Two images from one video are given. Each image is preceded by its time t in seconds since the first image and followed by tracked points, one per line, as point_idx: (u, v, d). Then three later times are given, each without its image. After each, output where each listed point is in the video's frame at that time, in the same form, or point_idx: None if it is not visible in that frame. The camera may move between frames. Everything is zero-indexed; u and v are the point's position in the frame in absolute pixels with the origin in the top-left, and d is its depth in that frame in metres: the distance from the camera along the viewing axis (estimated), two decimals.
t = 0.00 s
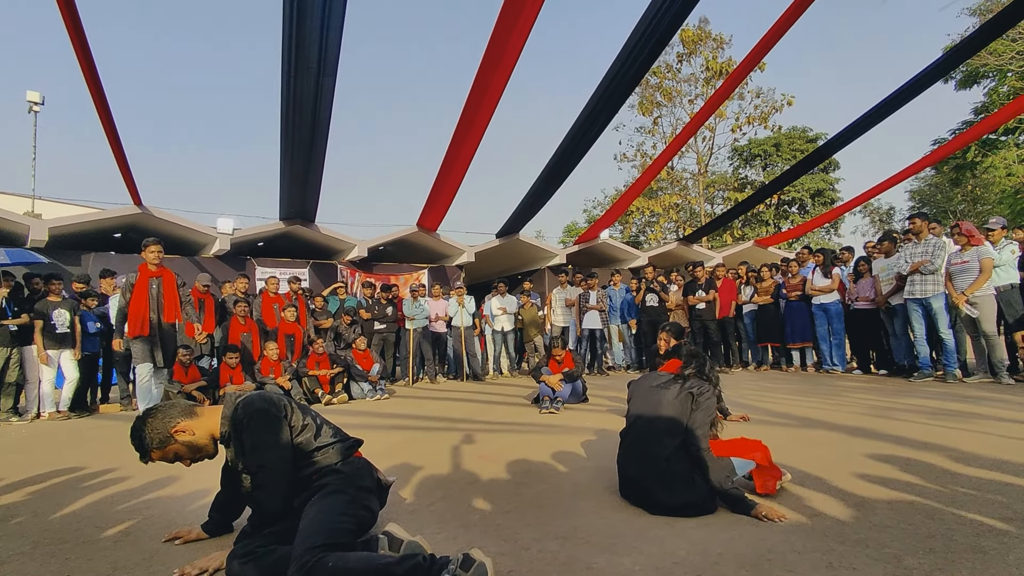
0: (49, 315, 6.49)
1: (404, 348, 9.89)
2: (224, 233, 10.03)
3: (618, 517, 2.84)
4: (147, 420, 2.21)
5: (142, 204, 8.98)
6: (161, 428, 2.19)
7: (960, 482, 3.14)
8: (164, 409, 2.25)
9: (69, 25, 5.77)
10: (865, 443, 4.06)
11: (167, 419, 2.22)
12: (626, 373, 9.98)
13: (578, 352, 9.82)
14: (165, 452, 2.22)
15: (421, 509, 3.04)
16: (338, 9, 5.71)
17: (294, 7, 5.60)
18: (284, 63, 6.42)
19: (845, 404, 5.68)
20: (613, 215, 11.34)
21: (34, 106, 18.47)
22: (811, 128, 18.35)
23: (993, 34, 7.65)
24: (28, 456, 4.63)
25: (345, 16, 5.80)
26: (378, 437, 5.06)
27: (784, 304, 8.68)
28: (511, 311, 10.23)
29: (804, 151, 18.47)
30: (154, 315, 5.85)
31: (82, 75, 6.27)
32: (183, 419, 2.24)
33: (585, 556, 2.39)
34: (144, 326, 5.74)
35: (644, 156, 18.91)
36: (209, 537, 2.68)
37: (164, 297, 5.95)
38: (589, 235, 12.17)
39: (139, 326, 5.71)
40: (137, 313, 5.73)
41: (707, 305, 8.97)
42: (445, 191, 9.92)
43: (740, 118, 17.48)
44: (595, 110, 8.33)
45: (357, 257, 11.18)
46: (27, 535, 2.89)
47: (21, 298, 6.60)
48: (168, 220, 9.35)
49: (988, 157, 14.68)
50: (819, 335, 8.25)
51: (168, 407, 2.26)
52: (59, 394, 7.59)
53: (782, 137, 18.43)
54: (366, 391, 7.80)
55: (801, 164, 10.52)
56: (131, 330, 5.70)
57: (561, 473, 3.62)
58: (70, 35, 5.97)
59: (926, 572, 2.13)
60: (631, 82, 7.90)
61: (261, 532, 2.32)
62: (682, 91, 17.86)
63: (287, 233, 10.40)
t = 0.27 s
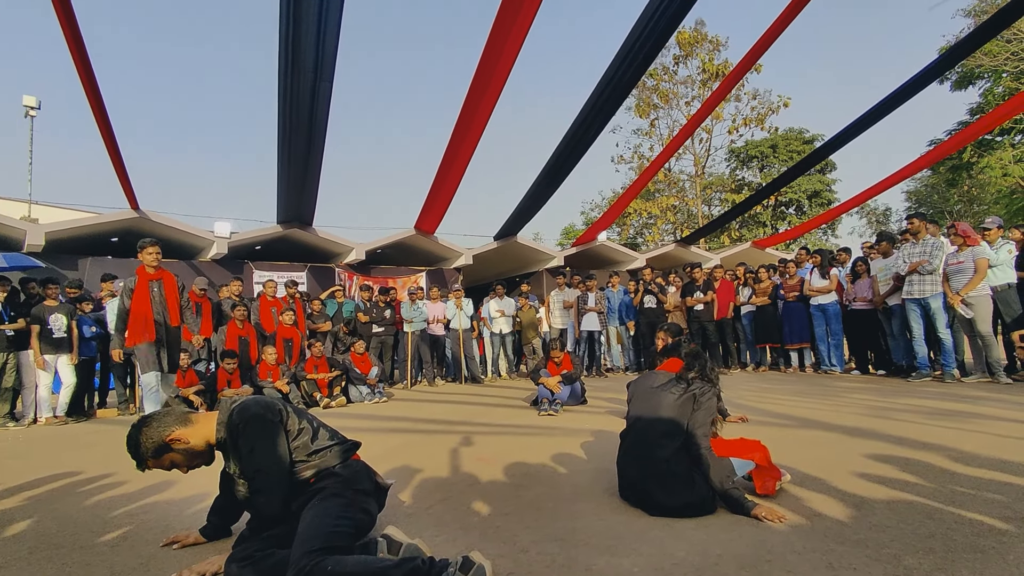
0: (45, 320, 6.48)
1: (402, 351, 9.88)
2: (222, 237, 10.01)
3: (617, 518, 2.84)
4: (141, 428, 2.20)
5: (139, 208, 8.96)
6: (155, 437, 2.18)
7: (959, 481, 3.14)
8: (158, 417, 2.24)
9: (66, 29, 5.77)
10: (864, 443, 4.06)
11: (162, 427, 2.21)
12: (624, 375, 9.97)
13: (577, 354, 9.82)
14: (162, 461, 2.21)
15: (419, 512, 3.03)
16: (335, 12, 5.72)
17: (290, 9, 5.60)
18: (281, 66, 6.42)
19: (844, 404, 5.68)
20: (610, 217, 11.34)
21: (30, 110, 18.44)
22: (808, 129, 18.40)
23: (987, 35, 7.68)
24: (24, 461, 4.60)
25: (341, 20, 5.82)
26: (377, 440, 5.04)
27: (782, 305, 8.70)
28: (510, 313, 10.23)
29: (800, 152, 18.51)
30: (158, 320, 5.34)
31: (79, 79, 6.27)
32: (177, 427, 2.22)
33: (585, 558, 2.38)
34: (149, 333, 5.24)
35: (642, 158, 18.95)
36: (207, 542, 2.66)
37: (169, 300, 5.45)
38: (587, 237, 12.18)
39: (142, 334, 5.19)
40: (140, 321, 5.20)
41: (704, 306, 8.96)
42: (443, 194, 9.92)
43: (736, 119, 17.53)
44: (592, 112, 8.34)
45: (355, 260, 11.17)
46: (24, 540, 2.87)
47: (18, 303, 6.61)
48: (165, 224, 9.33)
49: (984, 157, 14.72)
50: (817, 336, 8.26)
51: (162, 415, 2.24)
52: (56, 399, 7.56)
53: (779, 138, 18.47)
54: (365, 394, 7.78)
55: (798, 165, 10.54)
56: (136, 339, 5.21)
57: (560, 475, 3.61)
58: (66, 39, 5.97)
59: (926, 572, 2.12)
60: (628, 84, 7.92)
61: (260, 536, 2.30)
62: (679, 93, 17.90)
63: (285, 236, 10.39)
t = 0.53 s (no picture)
0: (41, 325, 6.44)
1: (399, 354, 9.86)
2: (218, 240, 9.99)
3: (616, 521, 2.83)
4: (134, 436, 2.18)
5: (135, 212, 8.93)
6: (148, 446, 2.17)
7: (957, 481, 3.14)
8: (152, 424, 2.22)
9: (61, 34, 5.76)
10: (862, 443, 4.06)
11: (155, 435, 2.19)
12: (622, 376, 9.96)
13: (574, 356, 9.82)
14: (155, 469, 2.21)
15: (417, 516, 3.02)
16: (330, 15, 5.72)
17: (285, 13, 5.60)
18: (276, 70, 6.42)
19: (842, 404, 5.68)
20: (607, 220, 11.34)
21: (25, 114, 18.39)
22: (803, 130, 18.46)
23: (981, 35, 7.71)
24: (19, 468, 4.58)
25: (336, 23, 5.82)
26: (374, 444, 5.02)
27: (779, 305, 8.68)
28: (507, 315, 10.22)
29: (796, 153, 18.56)
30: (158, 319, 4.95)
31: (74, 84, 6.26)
32: (171, 436, 2.21)
33: (583, 561, 2.38)
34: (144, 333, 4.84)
35: (638, 159, 18.98)
36: (203, 547, 2.65)
37: (168, 297, 5.03)
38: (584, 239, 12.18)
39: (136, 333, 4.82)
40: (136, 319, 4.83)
41: (702, 308, 8.92)
42: (440, 196, 9.92)
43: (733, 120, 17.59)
44: (588, 114, 8.35)
45: (352, 264, 11.16)
46: (18, 548, 2.85)
47: (12, 309, 6.59)
48: (161, 228, 9.31)
49: (979, 157, 14.77)
50: (814, 336, 8.27)
51: (156, 422, 2.23)
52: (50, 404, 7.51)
53: (775, 139, 18.52)
54: (362, 398, 7.75)
55: (794, 165, 10.54)
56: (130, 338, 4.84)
57: (558, 478, 3.60)
58: (61, 44, 5.96)
59: (924, 572, 2.12)
60: (624, 86, 7.93)
61: (256, 542, 2.29)
62: (674, 95, 17.93)
63: (282, 240, 10.37)
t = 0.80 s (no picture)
0: (37, 329, 6.41)
1: (397, 356, 9.84)
2: (214, 243, 9.95)
3: (615, 522, 2.82)
4: (133, 439, 2.18)
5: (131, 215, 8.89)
6: (146, 450, 2.17)
7: (956, 480, 3.14)
8: (151, 427, 2.22)
9: (54, 37, 5.73)
10: (860, 443, 4.06)
11: (153, 439, 2.19)
12: (620, 377, 9.95)
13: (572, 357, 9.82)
14: (153, 473, 2.21)
15: (416, 519, 3.00)
16: (325, 17, 5.71)
17: (280, 15, 5.59)
18: (271, 73, 6.41)
19: (840, 404, 5.68)
20: (603, 220, 11.33)
21: (20, 118, 18.33)
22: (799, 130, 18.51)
23: (975, 35, 7.74)
24: (15, 473, 4.55)
25: (332, 25, 5.81)
26: (372, 446, 5.00)
27: (776, 305, 8.68)
28: (505, 317, 10.20)
29: (793, 153, 18.59)
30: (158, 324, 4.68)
31: (69, 87, 6.24)
32: (169, 441, 2.20)
33: (582, 563, 2.36)
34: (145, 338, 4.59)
35: (635, 160, 18.99)
36: (201, 552, 2.63)
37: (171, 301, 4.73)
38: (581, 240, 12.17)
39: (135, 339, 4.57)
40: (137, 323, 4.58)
41: (700, 308, 9.03)
42: (437, 198, 9.91)
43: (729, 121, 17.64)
44: (584, 115, 8.35)
45: (349, 265, 11.13)
46: (14, 554, 2.83)
47: (7, 313, 6.51)
48: (157, 231, 9.27)
49: (974, 156, 14.82)
50: (812, 336, 8.27)
51: (155, 425, 2.22)
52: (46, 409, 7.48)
53: (771, 139, 18.55)
54: (360, 400, 7.72)
55: (790, 165, 10.56)
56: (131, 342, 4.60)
57: (557, 480, 3.59)
58: (55, 47, 5.93)
59: (925, 571, 2.12)
60: (620, 86, 7.93)
61: (254, 546, 2.28)
62: (671, 96, 17.95)
63: (278, 242, 10.35)
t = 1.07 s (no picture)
0: (34, 331, 6.39)
1: (395, 356, 9.83)
2: (212, 244, 9.93)
3: (615, 522, 2.82)
4: (133, 440, 2.17)
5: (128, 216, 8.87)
6: (146, 451, 2.16)
7: (954, 478, 3.15)
8: (152, 427, 2.21)
9: (51, 37, 5.71)
10: (859, 441, 4.06)
11: (153, 439, 2.18)
12: (618, 377, 9.95)
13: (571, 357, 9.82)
14: (153, 472, 2.19)
15: (416, 519, 3.00)
16: (323, 17, 5.70)
17: (277, 15, 5.58)
18: (269, 73, 6.40)
19: (839, 403, 5.69)
20: (601, 220, 11.33)
21: (16, 119, 18.26)
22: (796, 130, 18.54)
23: (971, 35, 7.76)
24: (12, 475, 4.53)
25: (330, 25, 5.80)
26: (371, 447, 5.00)
27: (774, 304, 8.69)
28: (503, 317, 10.20)
29: (790, 152, 18.62)
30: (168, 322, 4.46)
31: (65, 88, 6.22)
32: (169, 441, 2.19)
33: (583, 563, 2.36)
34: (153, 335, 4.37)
35: (632, 160, 19.01)
36: (201, 552, 2.63)
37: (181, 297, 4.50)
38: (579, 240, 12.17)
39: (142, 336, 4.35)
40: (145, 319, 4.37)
41: (698, 307, 9.12)
42: (435, 198, 9.90)
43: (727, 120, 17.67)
44: (582, 115, 8.35)
45: (347, 266, 11.13)
46: (13, 556, 2.82)
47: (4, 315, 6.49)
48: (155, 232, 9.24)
49: (971, 155, 14.86)
50: (810, 335, 8.29)
51: (155, 426, 2.21)
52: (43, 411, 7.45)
53: (768, 139, 18.58)
54: (358, 401, 7.71)
55: (787, 164, 10.58)
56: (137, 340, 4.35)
57: (556, 480, 3.59)
58: (51, 47, 5.91)
59: (924, 570, 2.12)
60: (618, 86, 7.92)
61: (253, 547, 2.27)
62: (668, 96, 17.97)
63: (276, 243, 10.33)
